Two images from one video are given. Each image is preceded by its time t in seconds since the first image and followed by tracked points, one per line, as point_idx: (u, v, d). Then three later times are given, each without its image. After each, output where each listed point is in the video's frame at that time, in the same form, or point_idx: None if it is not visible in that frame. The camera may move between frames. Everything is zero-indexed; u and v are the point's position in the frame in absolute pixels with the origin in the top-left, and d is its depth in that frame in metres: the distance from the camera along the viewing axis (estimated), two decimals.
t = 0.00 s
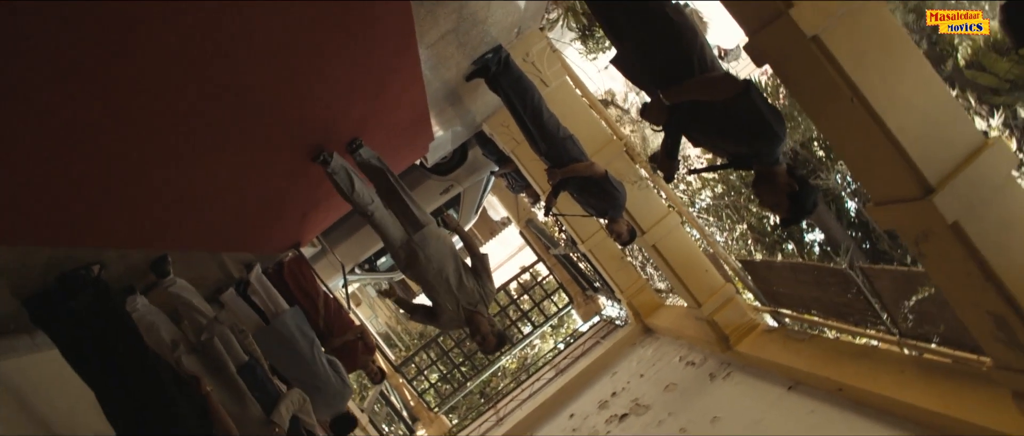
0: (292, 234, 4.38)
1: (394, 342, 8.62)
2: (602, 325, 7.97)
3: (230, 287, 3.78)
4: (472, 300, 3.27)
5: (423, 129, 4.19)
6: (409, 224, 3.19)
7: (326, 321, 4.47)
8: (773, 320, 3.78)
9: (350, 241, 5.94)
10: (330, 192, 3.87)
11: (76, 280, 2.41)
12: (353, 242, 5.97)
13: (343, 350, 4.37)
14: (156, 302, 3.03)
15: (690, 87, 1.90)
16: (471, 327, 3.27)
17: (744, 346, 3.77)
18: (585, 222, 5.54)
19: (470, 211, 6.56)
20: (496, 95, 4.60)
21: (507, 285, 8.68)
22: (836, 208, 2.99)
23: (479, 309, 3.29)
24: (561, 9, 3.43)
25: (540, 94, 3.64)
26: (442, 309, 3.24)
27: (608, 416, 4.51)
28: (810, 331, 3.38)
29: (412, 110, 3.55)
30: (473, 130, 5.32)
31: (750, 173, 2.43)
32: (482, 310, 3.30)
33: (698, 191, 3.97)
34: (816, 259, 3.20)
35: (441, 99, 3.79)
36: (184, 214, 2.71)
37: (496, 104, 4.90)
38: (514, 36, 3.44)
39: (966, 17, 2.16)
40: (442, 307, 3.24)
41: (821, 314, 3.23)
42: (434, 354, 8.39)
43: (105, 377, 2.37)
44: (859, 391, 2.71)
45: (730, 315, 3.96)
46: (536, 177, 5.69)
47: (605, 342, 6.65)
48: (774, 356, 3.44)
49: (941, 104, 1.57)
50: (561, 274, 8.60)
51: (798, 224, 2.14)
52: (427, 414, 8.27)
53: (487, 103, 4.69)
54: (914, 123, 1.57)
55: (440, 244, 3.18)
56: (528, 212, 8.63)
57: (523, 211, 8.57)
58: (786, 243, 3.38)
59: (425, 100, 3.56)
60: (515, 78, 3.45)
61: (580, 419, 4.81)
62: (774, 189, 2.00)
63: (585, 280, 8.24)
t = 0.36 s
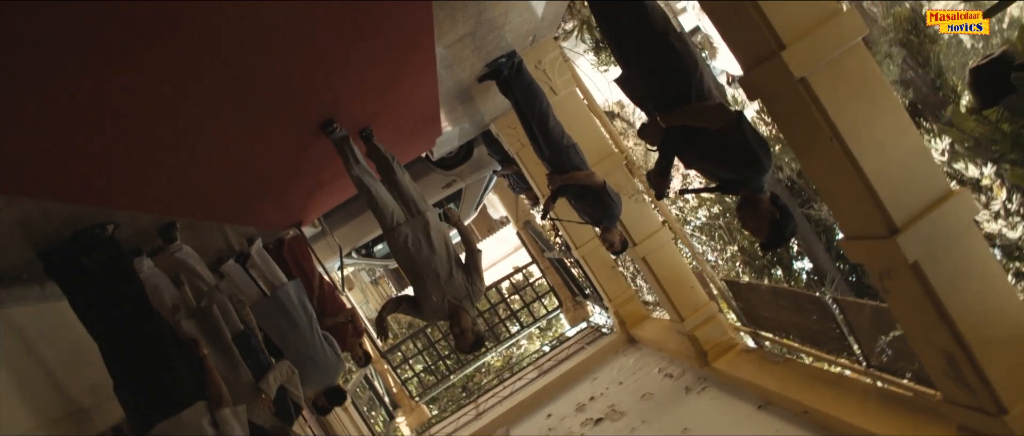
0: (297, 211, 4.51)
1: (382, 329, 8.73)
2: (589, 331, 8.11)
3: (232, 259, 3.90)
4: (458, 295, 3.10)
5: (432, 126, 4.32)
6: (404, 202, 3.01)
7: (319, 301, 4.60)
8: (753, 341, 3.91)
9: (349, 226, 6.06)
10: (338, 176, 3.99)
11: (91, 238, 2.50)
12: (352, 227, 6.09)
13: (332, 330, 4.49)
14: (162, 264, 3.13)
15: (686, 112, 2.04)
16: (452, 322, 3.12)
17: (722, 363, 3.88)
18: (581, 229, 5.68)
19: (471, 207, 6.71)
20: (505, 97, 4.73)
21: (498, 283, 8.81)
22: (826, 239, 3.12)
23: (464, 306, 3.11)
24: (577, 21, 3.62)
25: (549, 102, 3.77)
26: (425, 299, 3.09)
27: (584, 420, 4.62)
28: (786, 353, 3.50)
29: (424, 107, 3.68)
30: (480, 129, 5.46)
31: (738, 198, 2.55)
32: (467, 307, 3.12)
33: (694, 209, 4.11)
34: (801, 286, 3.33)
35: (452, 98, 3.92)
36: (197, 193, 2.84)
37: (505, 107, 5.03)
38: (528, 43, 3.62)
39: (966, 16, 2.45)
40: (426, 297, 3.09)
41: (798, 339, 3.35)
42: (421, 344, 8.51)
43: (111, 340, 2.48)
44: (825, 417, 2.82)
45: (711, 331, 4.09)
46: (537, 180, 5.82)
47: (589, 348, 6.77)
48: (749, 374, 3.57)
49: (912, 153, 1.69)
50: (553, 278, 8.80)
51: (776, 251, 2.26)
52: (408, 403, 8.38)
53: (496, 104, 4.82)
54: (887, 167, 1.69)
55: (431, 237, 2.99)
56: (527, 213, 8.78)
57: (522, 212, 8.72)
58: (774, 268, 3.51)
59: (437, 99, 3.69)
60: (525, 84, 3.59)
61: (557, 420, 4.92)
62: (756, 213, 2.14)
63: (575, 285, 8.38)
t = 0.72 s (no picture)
0: (299, 191, 4.62)
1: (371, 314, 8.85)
2: (573, 337, 8.23)
3: (234, 228, 4.01)
4: (455, 292, 3.16)
5: (439, 121, 4.42)
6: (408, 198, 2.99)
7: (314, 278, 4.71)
8: (729, 360, 4.07)
9: (350, 209, 6.17)
10: (343, 160, 4.10)
11: (106, 194, 2.60)
12: (352, 210, 6.20)
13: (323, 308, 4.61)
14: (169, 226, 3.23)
15: (681, 136, 2.14)
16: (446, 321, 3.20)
17: (699, 379, 4.04)
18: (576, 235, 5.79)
19: (470, 201, 6.85)
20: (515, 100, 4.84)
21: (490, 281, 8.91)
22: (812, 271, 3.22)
23: (460, 305, 3.19)
24: (593, 34, 3.74)
25: (557, 110, 3.87)
26: (422, 295, 3.15)
27: (559, 421, 4.75)
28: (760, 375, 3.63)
29: (434, 103, 3.79)
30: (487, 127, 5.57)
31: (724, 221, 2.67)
32: (462, 305, 3.20)
33: (685, 228, 4.21)
34: (785, 314, 3.44)
35: (463, 95, 4.03)
36: (212, 164, 2.94)
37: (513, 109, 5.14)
38: (542, 51, 3.75)
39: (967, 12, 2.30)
40: (422, 293, 3.15)
41: (772, 365, 3.47)
42: (407, 332, 8.62)
43: (120, 298, 2.58)
44: None
45: (689, 347, 4.23)
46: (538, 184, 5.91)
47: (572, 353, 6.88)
48: (722, 391, 3.72)
49: (886, 198, 1.82)
50: (544, 281, 8.83)
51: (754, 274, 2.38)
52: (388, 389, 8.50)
53: (505, 107, 4.94)
54: (864, 210, 1.81)
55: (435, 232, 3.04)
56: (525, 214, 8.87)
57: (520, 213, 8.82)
58: (761, 294, 3.61)
59: (448, 96, 3.80)
60: (535, 89, 3.72)
61: (533, 419, 5.05)
62: (737, 236, 2.27)
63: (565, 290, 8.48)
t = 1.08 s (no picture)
0: (302, 167, 4.72)
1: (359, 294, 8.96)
2: (555, 337, 8.35)
3: (236, 196, 4.13)
4: (446, 271, 3.06)
5: (446, 114, 4.53)
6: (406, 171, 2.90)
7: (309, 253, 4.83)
8: (702, 374, 4.21)
9: (349, 189, 6.28)
10: (349, 140, 4.21)
11: (123, 150, 2.74)
12: (352, 190, 6.31)
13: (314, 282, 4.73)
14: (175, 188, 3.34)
15: (672, 152, 2.25)
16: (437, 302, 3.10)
17: (670, 389, 4.22)
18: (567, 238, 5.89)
19: (468, 194, 6.97)
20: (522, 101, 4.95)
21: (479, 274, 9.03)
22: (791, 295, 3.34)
23: (450, 283, 3.08)
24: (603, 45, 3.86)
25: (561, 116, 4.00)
26: (412, 273, 3.08)
27: (531, 416, 4.88)
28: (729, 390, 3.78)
29: (443, 97, 3.90)
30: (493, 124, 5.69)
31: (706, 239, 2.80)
32: (453, 284, 3.09)
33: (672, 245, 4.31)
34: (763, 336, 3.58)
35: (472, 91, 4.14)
36: (223, 133, 3.05)
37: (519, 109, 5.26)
38: (553, 57, 3.88)
39: (966, 13, 2.11)
40: (413, 269, 3.07)
41: (742, 382, 3.62)
42: (392, 316, 8.73)
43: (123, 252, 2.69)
44: None
45: (664, 357, 4.37)
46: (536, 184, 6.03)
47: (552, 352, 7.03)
48: (691, 402, 3.88)
49: (855, 234, 1.95)
50: (532, 279, 8.90)
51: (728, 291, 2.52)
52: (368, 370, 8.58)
53: (511, 106, 5.06)
54: (833, 242, 1.94)
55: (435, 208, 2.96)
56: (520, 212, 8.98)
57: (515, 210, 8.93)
58: (741, 314, 3.74)
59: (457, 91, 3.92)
60: (542, 94, 3.84)
61: (506, 412, 5.19)
62: (714, 252, 2.39)
63: (552, 291, 8.60)
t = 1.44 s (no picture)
0: (305, 147, 4.82)
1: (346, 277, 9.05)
2: (535, 340, 8.47)
3: (238, 169, 4.23)
4: (444, 264, 3.03)
5: (451, 111, 4.65)
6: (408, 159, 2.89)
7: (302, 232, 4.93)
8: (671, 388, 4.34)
9: (349, 173, 6.38)
10: (352, 126, 4.32)
11: (136, 114, 2.82)
12: (351, 175, 6.41)
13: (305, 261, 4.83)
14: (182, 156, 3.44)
15: (658, 172, 2.38)
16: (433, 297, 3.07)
17: (639, 399, 4.35)
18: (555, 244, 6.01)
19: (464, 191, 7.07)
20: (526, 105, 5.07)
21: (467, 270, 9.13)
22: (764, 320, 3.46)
23: (447, 277, 3.04)
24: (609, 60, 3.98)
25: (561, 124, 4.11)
26: (411, 264, 3.04)
27: (503, 412, 5.01)
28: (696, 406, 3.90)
29: (450, 94, 4.02)
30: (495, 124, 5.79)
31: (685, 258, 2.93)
32: (450, 279, 3.05)
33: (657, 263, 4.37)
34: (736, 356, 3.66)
35: (479, 91, 4.25)
36: (234, 107, 3.16)
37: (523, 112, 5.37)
38: (560, 67, 3.99)
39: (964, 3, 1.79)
40: (412, 259, 3.04)
41: (709, 399, 3.74)
42: (377, 302, 8.82)
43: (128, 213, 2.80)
44: None
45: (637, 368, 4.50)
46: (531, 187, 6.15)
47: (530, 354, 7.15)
48: (658, 414, 4.01)
49: (821, 266, 2.07)
50: (519, 281, 9.02)
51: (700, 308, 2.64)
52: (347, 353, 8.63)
53: (515, 108, 5.17)
54: (799, 271, 2.07)
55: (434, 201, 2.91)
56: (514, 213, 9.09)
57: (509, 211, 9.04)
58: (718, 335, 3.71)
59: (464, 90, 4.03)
60: (545, 101, 3.96)
61: (479, 406, 5.31)
62: (689, 271, 2.50)
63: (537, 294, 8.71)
